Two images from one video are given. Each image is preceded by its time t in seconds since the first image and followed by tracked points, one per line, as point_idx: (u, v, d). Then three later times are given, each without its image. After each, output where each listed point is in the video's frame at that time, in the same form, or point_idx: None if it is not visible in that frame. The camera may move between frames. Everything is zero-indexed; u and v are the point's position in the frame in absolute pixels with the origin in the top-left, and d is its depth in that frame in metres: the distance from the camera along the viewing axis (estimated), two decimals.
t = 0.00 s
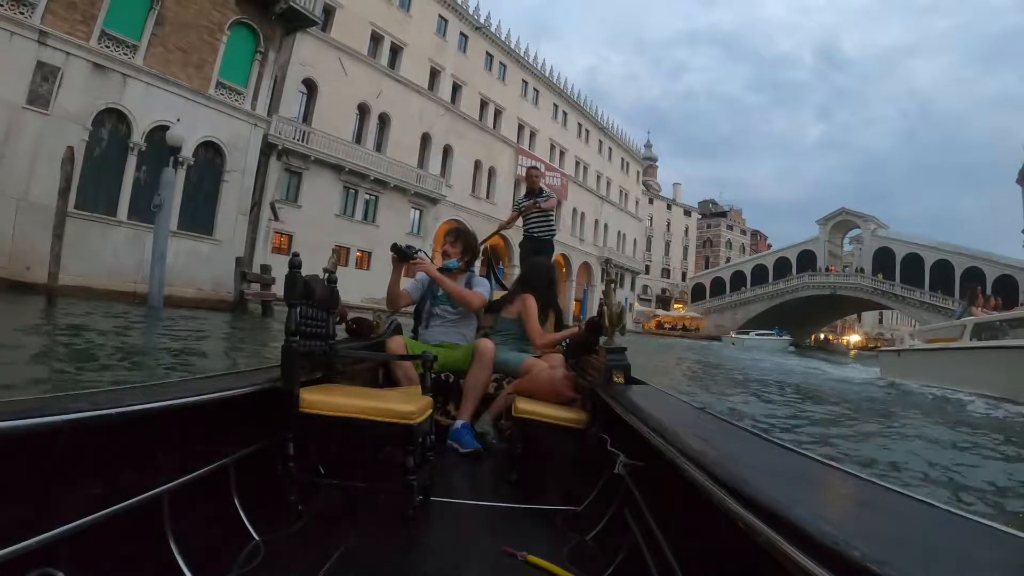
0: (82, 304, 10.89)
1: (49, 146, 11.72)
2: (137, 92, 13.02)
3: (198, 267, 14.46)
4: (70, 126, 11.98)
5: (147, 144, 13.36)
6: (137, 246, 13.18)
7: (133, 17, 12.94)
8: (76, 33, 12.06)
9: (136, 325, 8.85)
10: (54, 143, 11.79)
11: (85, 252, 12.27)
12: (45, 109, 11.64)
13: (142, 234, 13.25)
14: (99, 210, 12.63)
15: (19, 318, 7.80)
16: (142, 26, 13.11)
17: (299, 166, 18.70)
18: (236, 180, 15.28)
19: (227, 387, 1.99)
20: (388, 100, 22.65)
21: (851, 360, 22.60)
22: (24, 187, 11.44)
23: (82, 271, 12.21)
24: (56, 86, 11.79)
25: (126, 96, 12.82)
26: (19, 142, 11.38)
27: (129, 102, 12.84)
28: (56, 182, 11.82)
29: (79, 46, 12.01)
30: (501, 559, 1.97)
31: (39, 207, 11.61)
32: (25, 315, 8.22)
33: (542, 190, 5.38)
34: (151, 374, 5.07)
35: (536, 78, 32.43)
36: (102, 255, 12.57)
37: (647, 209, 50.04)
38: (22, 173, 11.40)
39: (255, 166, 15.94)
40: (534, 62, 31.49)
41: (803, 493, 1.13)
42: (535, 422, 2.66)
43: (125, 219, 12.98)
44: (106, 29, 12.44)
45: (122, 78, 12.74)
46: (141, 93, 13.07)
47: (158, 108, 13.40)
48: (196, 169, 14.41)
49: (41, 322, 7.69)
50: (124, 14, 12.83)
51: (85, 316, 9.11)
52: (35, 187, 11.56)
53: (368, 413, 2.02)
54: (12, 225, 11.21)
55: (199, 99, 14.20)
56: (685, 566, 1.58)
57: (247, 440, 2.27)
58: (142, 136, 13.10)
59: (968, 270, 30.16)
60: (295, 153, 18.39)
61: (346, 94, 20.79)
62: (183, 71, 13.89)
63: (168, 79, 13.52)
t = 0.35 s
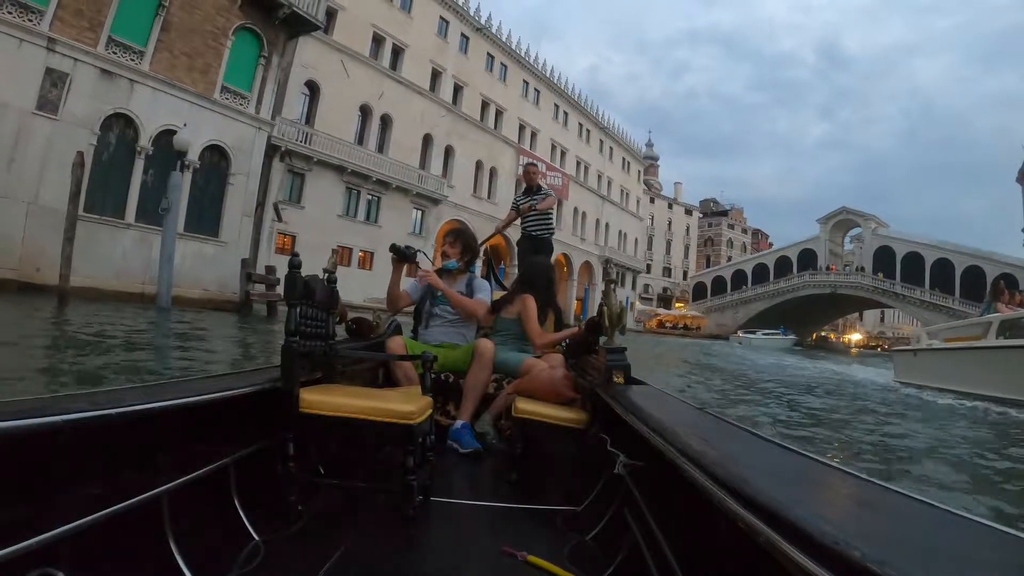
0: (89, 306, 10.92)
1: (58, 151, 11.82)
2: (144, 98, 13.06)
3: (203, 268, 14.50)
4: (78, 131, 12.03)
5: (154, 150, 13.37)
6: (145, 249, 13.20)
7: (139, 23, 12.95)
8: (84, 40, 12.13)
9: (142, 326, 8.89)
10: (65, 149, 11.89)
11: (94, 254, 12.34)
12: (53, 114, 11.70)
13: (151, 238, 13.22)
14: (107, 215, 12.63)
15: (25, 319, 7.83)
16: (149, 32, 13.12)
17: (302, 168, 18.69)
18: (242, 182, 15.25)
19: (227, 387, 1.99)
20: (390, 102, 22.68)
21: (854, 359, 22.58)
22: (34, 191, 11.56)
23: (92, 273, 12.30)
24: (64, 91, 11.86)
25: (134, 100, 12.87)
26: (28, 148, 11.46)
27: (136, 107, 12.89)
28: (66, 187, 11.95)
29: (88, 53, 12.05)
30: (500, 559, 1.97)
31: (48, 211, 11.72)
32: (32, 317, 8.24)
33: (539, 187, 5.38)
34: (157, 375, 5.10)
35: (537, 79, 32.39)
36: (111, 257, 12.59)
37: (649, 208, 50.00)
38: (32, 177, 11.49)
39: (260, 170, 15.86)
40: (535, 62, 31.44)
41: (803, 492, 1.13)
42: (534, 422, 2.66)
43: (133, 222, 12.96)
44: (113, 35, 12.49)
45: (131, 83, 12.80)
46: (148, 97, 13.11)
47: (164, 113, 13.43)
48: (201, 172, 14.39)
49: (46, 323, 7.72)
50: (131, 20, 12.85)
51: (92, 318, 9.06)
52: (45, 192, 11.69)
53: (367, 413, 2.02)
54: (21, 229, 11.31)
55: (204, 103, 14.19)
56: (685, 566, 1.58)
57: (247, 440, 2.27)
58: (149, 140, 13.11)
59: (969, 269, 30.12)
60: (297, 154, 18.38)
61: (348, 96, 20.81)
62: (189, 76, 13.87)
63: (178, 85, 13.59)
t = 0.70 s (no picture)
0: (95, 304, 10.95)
1: (71, 155, 11.84)
2: (154, 101, 13.06)
3: (212, 267, 14.50)
4: (90, 134, 12.05)
5: (164, 154, 13.41)
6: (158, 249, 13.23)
7: (147, 27, 13.00)
8: (95, 45, 12.11)
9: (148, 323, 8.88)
10: (77, 152, 11.91)
11: (111, 252, 12.44)
12: (66, 118, 11.72)
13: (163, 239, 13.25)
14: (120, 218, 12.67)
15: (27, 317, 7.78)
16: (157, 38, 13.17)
17: (303, 168, 18.65)
18: (248, 183, 15.26)
19: (227, 388, 1.99)
20: (393, 102, 22.70)
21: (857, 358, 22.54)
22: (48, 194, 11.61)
23: (102, 274, 12.29)
24: (76, 96, 11.87)
25: (145, 103, 12.87)
26: (41, 151, 11.48)
27: (146, 111, 12.88)
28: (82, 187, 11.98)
29: (97, 58, 12.03)
30: (501, 560, 1.97)
31: (62, 212, 11.76)
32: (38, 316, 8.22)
33: (538, 186, 5.38)
34: (161, 374, 5.10)
35: (540, 78, 32.31)
36: (122, 258, 12.61)
37: (651, 206, 49.81)
38: (46, 179, 11.54)
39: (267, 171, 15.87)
40: (538, 61, 31.36)
41: (805, 493, 1.12)
42: (533, 422, 2.67)
43: (143, 223, 12.98)
44: (123, 41, 12.52)
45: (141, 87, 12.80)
46: (158, 101, 13.12)
47: (174, 115, 13.45)
48: (211, 173, 14.46)
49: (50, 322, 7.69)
50: (141, 26, 12.92)
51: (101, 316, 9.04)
52: (59, 194, 11.72)
53: (367, 413, 2.02)
54: (36, 232, 11.38)
55: (214, 109, 14.24)
56: (685, 565, 1.58)
57: (247, 440, 2.27)
58: (160, 142, 13.13)
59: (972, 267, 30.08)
60: (302, 154, 18.40)
61: (352, 96, 20.83)
62: (197, 79, 13.89)
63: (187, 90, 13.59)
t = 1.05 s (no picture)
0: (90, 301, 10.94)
1: (45, 179, 12.94)
2: (111, 129, 14.06)
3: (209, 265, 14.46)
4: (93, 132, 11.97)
5: (125, 179, 14.53)
6: (123, 259, 14.06)
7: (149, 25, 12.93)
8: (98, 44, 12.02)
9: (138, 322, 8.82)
10: (55, 177, 13.12)
11: (83, 263, 13.49)
12: (40, 145, 12.84)
13: (131, 253, 14.07)
14: (91, 234, 13.63)
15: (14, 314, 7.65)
16: (147, 89, 14.82)
17: (298, 177, 19.01)
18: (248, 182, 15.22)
19: (227, 387, 1.98)
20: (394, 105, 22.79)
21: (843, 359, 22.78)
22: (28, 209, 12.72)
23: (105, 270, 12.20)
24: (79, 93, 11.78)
25: (99, 128, 13.85)
26: (18, 177, 12.62)
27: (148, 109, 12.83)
28: (61, 208, 13.19)
29: (61, 95, 13.09)
30: (503, 560, 1.97)
31: (41, 228, 12.86)
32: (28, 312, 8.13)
33: (541, 194, 5.40)
34: (151, 373, 5.05)
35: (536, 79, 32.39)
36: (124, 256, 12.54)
37: (621, 216, 50.28)
38: (23, 199, 12.67)
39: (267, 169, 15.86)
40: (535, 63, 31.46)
41: (805, 494, 1.13)
42: (533, 422, 2.68)
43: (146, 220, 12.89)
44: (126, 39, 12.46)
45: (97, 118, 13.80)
46: (115, 128, 14.11)
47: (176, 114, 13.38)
48: (162, 194, 15.46)
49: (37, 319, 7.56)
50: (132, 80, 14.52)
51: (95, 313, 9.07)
52: (39, 209, 12.83)
53: (368, 413, 2.02)
54: (21, 249, 12.55)
55: (175, 138, 15.38)
56: (685, 564, 1.59)
57: (246, 441, 2.26)
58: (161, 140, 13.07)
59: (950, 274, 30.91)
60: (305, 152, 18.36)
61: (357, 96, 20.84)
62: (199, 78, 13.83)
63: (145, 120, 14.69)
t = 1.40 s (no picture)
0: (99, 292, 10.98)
1: (55, 168, 12.95)
2: (118, 118, 14.06)
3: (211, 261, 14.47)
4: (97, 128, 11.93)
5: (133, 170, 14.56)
6: (131, 246, 14.41)
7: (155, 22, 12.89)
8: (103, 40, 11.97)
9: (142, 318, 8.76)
10: (64, 167, 13.13)
11: (91, 251, 13.56)
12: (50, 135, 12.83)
13: (138, 241, 14.37)
14: (99, 222, 13.69)
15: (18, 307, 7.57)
16: (156, 80, 14.79)
17: (302, 168, 19.04)
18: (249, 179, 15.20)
19: (226, 386, 1.98)
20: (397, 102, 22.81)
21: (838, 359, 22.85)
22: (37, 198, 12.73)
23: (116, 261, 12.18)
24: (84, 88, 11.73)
25: (108, 118, 13.85)
26: (28, 166, 12.61)
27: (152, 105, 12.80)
28: (70, 197, 13.21)
29: (71, 85, 13.11)
30: (503, 559, 1.98)
31: (51, 216, 12.88)
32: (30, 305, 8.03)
33: (543, 192, 5.43)
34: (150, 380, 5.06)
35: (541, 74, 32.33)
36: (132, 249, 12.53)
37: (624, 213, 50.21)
38: (33, 187, 12.67)
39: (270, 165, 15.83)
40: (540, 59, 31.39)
41: (804, 492, 1.13)
42: (533, 422, 2.69)
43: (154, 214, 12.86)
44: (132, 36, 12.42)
45: (107, 108, 13.79)
46: (124, 118, 14.11)
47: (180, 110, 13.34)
48: (168, 184, 15.47)
49: (41, 316, 7.51)
50: (142, 70, 14.49)
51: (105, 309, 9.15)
52: (48, 198, 12.83)
53: (368, 413, 2.02)
54: (31, 237, 12.57)
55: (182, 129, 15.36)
56: (685, 565, 1.59)
57: (246, 441, 2.26)
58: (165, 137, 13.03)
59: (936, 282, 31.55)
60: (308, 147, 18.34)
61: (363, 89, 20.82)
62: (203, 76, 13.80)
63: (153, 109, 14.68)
